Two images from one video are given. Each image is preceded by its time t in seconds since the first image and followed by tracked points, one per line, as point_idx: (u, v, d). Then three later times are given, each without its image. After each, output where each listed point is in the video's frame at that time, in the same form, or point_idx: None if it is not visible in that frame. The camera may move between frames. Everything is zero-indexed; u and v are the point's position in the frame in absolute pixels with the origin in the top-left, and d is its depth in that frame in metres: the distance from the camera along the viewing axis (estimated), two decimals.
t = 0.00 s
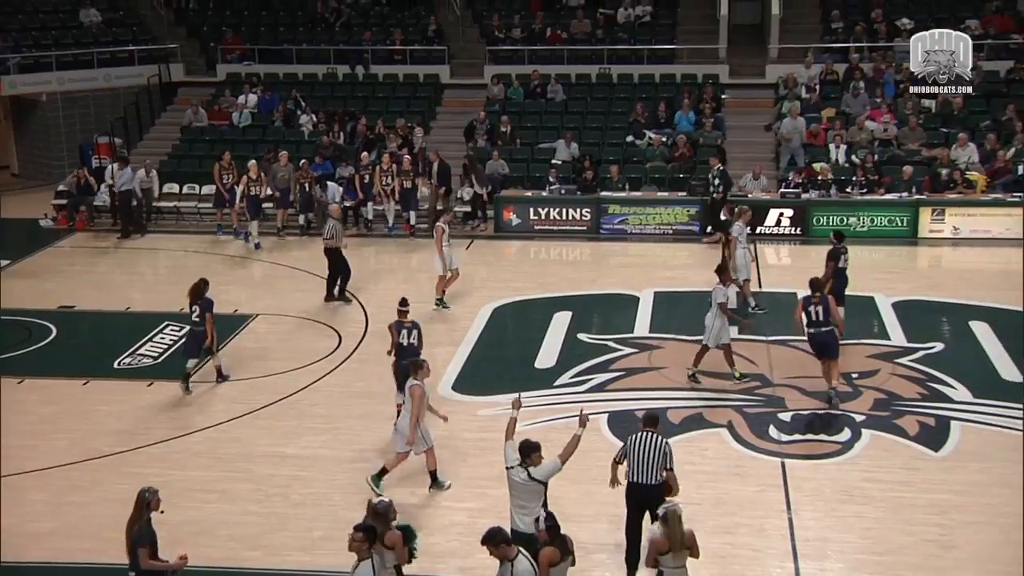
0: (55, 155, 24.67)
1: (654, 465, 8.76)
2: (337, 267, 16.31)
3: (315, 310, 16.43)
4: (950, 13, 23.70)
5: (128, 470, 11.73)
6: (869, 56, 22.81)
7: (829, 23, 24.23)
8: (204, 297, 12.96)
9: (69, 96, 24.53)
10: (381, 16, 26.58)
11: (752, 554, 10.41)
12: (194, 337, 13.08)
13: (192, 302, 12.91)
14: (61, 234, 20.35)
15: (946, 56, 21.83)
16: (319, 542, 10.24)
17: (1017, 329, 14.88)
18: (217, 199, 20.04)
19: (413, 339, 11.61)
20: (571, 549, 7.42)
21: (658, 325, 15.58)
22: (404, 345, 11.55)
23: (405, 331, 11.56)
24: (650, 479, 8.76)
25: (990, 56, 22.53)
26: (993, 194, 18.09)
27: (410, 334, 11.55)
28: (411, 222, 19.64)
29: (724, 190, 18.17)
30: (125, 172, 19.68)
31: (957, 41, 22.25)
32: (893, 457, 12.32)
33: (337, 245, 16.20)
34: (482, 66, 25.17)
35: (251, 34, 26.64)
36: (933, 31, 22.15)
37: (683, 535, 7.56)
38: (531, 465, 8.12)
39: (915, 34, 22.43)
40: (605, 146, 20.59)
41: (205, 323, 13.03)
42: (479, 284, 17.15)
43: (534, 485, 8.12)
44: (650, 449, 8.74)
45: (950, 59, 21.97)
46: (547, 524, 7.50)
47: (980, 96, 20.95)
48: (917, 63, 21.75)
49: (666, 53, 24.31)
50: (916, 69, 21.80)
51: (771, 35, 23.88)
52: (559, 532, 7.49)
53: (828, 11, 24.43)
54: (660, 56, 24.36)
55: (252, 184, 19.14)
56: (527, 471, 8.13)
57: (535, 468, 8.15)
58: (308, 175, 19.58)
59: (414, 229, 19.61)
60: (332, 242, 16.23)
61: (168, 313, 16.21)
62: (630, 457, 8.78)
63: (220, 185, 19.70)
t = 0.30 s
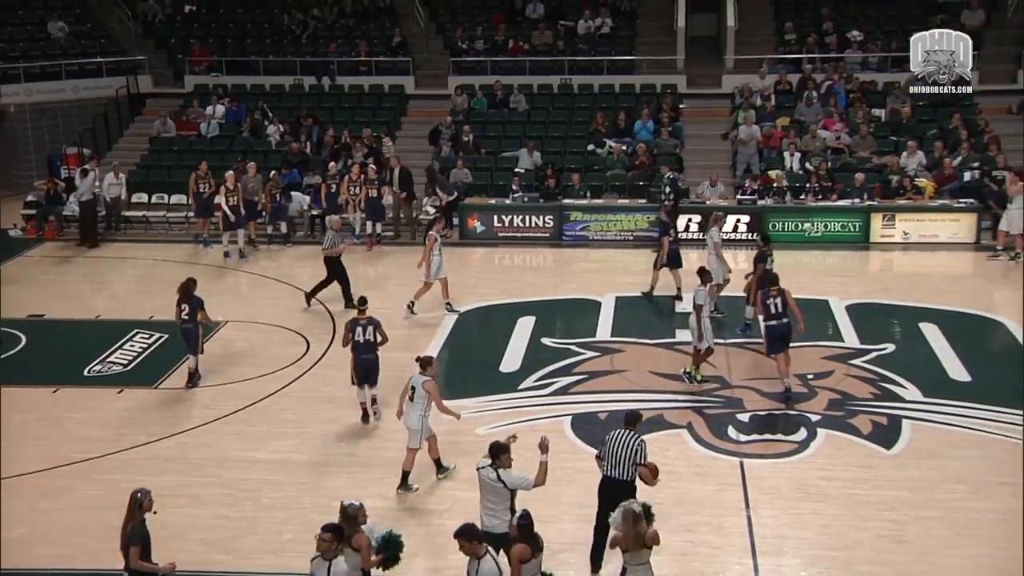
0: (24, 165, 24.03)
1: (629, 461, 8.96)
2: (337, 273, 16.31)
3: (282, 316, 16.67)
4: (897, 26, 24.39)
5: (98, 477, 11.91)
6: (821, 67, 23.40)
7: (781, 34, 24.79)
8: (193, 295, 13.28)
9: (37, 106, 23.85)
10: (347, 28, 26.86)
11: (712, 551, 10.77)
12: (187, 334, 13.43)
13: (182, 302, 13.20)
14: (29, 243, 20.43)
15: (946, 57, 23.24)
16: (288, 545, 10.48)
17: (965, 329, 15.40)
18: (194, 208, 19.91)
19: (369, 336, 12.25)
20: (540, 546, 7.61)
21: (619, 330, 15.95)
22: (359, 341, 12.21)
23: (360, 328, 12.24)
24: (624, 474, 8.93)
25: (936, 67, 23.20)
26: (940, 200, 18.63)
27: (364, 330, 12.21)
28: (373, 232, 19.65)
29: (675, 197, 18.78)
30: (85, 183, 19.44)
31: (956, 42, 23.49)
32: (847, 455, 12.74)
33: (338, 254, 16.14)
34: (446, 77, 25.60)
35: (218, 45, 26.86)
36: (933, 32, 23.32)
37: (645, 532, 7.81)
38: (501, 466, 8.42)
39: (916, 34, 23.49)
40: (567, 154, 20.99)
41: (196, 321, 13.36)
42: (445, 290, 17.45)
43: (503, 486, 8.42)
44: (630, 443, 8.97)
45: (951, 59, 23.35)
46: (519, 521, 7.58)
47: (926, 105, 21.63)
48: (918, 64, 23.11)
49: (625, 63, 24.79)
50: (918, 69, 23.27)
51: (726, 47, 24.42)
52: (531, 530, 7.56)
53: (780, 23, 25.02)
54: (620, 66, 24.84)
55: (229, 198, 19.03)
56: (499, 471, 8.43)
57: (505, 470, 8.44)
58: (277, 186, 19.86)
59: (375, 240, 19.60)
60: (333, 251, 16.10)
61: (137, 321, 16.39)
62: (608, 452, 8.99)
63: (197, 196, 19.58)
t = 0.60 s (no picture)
0: None
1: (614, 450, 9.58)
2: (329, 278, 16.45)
3: (248, 323, 16.91)
4: (846, 37, 24.97)
5: (68, 482, 12.12)
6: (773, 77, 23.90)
7: (734, 45, 25.26)
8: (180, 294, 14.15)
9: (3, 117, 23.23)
10: (311, 39, 27.03)
11: (671, 548, 11.14)
12: (172, 332, 14.21)
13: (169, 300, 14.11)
14: None
15: (944, 58, 23.57)
16: (256, 547, 10.75)
17: (913, 330, 15.92)
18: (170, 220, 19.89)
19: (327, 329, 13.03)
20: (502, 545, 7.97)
21: (580, 333, 16.33)
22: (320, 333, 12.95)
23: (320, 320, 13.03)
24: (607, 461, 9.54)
25: (884, 77, 23.79)
26: (887, 205, 19.13)
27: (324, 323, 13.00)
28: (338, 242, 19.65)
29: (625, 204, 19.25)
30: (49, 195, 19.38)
31: (957, 42, 23.96)
32: (801, 453, 13.19)
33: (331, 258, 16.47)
34: (409, 87, 25.65)
35: (185, 57, 27.01)
36: (933, 32, 23.80)
37: (608, 530, 8.08)
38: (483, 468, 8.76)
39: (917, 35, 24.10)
40: (528, 162, 21.34)
41: (181, 318, 14.16)
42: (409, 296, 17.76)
43: (481, 488, 8.75)
44: (619, 436, 9.58)
45: (950, 59, 23.78)
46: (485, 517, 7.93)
47: (875, 113, 22.06)
48: (918, 64, 23.60)
49: (584, 73, 25.19)
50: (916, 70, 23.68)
51: (682, 57, 24.89)
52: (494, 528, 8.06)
53: (734, 34, 25.47)
54: (579, 77, 25.25)
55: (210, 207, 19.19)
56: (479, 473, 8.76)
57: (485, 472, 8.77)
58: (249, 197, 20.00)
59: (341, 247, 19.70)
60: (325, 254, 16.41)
61: (106, 329, 16.57)
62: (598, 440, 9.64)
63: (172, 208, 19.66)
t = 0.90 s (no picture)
0: None
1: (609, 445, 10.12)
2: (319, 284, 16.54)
3: (211, 329, 16.87)
4: (800, 43, 25.34)
5: (28, 492, 12.03)
6: (730, 82, 24.09)
7: (692, 50, 25.51)
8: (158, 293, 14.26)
9: None
10: (272, 45, 26.98)
11: (634, 549, 11.26)
12: (150, 329, 14.37)
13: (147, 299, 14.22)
14: None
15: (947, 57, 24.71)
16: (220, 554, 10.75)
17: (869, 330, 16.19)
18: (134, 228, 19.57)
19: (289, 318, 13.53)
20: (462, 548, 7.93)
21: (542, 337, 16.44)
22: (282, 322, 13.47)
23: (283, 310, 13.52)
24: (603, 459, 10.14)
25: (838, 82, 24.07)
26: (842, 208, 19.42)
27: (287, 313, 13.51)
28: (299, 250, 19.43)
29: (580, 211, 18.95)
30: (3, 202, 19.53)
31: (958, 42, 25.09)
32: (761, 453, 13.37)
33: (320, 263, 16.53)
34: (372, 92, 25.93)
35: (144, 63, 26.87)
36: (935, 32, 24.90)
37: (580, 530, 8.20)
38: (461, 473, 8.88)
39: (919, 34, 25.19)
40: (489, 168, 21.44)
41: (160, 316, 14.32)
42: (371, 300, 17.80)
43: (457, 492, 8.87)
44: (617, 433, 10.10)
45: (951, 59, 24.88)
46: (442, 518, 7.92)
47: (829, 118, 22.32)
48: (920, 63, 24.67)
49: (544, 79, 25.37)
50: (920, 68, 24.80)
51: (641, 62, 25.12)
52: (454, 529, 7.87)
53: (691, 39, 25.66)
54: (539, 82, 25.40)
55: (187, 218, 18.83)
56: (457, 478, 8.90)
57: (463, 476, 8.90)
58: (216, 203, 19.85)
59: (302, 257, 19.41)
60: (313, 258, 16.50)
61: (66, 337, 16.46)
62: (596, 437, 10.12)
63: (138, 214, 19.46)
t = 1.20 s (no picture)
0: None
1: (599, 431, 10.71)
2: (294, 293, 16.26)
3: (159, 339, 16.68)
4: (747, 49, 25.55)
5: None
6: (678, 87, 24.21)
7: (640, 56, 25.66)
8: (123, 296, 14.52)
9: None
10: (219, 52, 26.76)
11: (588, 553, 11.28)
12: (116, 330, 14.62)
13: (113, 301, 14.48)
14: None
15: (947, 57, 24.75)
16: (170, 566, 10.62)
17: (817, 333, 16.36)
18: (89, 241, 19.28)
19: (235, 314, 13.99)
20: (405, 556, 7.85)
21: (494, 343, 16.44)
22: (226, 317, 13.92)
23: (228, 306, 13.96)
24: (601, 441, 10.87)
25: (784, 88, 24.36)
26: (790, 212, 19.61)
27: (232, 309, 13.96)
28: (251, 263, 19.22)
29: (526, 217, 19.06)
30: None
31: (956, 43, 25.27)
32: (713, 455, 13.46)
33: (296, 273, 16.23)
34: (320, 99, 25.69)
35: (87, 70, 26.51)
36: (933, 34, 24.92)
37: (548, 533, 8.19)
38: (422, 479, 8.81)
39: (917, 34, 25.14)
40: (440, 174, 21.40)
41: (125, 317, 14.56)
42: (322, 308, 17.71)
43: (417, 498, 8.79)
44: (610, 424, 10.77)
45: (950, 59, 24.95)
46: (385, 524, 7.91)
47: (775, 123, 22.54)
48: (919, 63, 24.45)
49: (494, 85, 25.39)
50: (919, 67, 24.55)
51: (590, 68, 25.21)
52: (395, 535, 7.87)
53: (639, 46, 25.74)
54: (489, 88, 25.42)
55: (147, 228, 18.48)
56: (417, 484, 8.83)
57: (426, 483, 8.84)
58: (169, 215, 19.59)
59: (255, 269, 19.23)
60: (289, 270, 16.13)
61: (10, 349, 16.19)
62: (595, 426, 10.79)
63: (94, 228, 19.09)
